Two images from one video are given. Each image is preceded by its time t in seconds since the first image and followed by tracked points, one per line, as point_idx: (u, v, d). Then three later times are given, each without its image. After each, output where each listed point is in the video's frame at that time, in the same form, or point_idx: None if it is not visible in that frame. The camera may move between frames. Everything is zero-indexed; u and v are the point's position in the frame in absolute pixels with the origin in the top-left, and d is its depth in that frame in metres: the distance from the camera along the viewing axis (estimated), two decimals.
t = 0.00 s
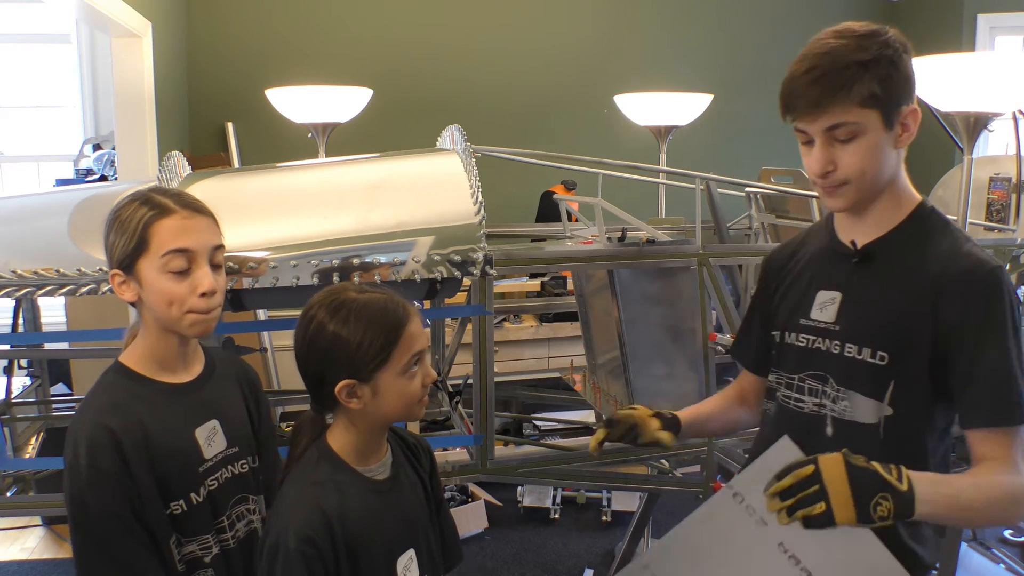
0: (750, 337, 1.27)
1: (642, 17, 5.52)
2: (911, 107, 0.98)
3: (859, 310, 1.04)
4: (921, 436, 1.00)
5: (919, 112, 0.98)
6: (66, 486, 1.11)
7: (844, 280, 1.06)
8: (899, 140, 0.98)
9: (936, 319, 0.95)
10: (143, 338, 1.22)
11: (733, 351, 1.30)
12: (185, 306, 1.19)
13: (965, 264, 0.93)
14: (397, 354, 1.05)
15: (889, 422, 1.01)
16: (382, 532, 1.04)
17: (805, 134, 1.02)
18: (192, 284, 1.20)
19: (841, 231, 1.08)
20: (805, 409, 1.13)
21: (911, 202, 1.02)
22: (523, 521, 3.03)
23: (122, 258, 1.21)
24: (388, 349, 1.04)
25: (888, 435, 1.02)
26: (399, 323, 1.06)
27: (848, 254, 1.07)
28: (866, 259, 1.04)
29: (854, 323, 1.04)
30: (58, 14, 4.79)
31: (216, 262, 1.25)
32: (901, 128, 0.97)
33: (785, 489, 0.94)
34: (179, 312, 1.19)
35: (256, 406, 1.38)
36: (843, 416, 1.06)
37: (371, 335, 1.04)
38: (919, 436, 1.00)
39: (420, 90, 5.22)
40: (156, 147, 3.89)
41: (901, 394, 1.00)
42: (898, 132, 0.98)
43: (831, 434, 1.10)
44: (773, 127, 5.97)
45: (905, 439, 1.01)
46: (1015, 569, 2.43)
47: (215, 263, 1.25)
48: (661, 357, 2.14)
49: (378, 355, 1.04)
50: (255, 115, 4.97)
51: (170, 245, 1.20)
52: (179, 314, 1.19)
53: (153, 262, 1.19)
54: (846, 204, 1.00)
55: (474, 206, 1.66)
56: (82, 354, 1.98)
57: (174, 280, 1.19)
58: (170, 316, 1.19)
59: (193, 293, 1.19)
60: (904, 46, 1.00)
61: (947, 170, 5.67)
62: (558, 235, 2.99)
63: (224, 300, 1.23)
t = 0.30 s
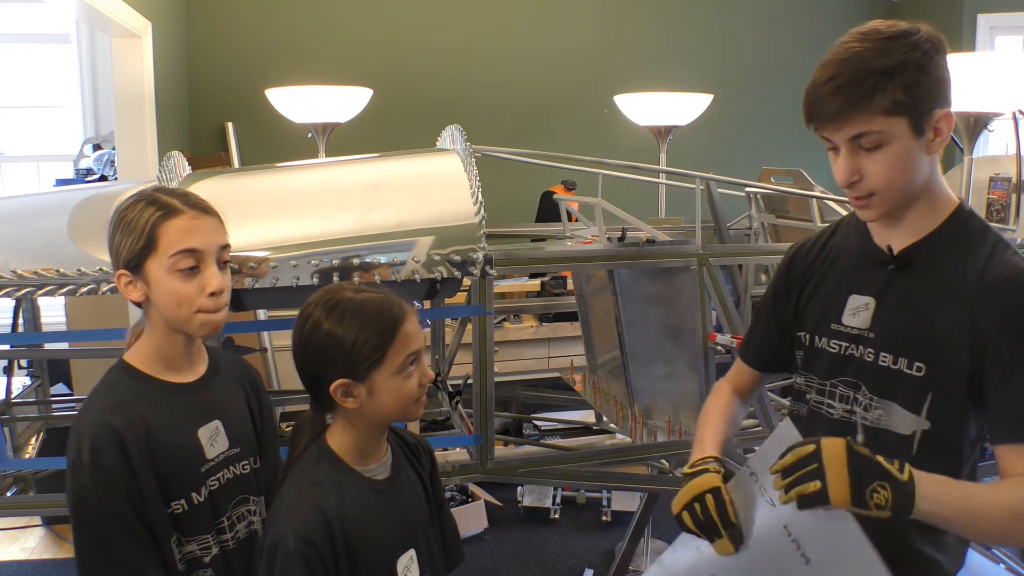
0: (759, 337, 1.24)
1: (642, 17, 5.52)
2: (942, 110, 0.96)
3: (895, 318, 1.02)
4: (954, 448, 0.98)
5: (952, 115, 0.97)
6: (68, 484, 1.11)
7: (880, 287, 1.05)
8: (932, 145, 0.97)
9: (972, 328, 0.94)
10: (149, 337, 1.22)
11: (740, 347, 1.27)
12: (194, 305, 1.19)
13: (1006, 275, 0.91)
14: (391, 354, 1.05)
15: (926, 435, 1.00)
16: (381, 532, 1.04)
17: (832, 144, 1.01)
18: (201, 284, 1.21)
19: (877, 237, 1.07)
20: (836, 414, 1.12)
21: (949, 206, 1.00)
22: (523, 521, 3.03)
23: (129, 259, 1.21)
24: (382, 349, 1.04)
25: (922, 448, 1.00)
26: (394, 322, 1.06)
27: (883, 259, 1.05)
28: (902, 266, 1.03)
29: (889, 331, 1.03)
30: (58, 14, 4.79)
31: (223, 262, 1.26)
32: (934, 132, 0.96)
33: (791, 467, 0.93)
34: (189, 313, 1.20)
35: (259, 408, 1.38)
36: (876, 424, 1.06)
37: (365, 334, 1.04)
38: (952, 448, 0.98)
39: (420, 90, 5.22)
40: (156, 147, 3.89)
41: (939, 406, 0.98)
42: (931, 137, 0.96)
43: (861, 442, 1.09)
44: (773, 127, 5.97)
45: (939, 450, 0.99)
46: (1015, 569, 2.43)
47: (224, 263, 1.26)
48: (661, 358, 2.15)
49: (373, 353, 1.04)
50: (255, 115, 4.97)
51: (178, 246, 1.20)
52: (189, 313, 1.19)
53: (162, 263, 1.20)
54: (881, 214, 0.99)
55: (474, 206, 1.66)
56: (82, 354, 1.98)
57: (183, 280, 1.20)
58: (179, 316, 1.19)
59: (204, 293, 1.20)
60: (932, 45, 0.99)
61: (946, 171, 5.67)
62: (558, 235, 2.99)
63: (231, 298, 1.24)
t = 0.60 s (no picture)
0: (763, 334, 1.26)
1: (642, 17, 5.52)
2: (934, 106, 0.95)
3: (883, 316, 1.03)
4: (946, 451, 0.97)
5: (945, 112, 0.96)
6: (70, 486, 1.10)
7: (869, 285, 1.06)
8: (923, 141, 0.96)
9: (964, 330, 0.94)
10: (150, 337, 1.22)
11: (748, 345, 1.29)
12: (194, 302, 1.19)
13: (995, 280, 0.91)
14: (390, 353, 1.05)
15: (911, 432, 0.99)
16: (381, 533, 1.04)
17: (824, 137, 1.02)
18: (203, 282, 1.21)
19: (868, 234, 1.07)
20: (825, 412, 1.12)
21: (941, 206, 1.00)
22: (523, 521, 3.03)
23: (129, 258, 1.20)
24: (381, 349, 1.04)
25: (909, 445, 1.00)
26: (391, 322, 1.06)
27: (874, 257, 1.06)
28: (892, 265, 1.03)
29: (877, 329, 1.03)
30: (58, 14, 4.79)
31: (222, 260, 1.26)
32: (924, 128, 0.95)
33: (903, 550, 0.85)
34: (191, 311, 1.20)
35: (259, 407, 1.38)
36: (864, 423, 1.05)
37: (364, 333, 1.04)
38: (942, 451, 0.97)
39: (420, 90, 5.21)
40: (156, 147, 3.89)
41: (925, 404, 0.98)
42: (920, 133, 0.96)
43: (849, 440, 1.08)
44: (773, 128, 5.97)
45: (928, 452, 0.98)
46: (1015, 569, 2.44)
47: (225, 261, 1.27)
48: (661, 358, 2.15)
49: (371, 353, 1.04)
50: (255, 115, 4.97)
51: (180, 244, 1.20)
52: (189, 311, 1.19)
53: (164, 261, 1.20)
54: (868, 207, 0.99)
55: (474, 206, 1.66)
56: (82, 354, 1.98)
57: (184, 279, 1.20)
58: (182, 315, 1.20)
59: (205, 292, 1.20)
60: (931, 41, 0.98)
61: (946, 171, 5.67)
62: (558, 235, 2.99)
63: (233, 296, 1.24)
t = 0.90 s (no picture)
0: (740, 327, 1.26)
1: (642, 17, 5.52)
2: (904, 99, 1.00)
3: (863, 307, 1.06)
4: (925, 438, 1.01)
5: (915, 105, 1.00)
6: (73, 487, 1.10)
7: (848, 277, 1.09)
8: (893, 133, 1.00)
9: (943, 320, 0.97)
10: (151, 336, 1.22)
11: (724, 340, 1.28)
12: (194, 298, 1.20)
13: (967, 271, 0.95)
14: (392, 353, 1.05)
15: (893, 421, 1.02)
16: (382, 531, 1.04)
17: (800, 130, 1.07)
18: (204, 278, 1.21)
19: (846, 228, 1.11)
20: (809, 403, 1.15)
21: (914, 201, 1.04)
22: (523, 521, 3.03)
23: (128, 256, 1.20)
24: (384, 348, 1.04)
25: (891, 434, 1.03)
26: (392, 319, 1.06)
27: (853, 250, 1.09)
28: (871, 257, 1.06)
29: (857, 320, 1.07)
30: (58, 14, 4.80)
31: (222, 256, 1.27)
32: (894, 121, 1.00)
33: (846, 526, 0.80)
34: (191, 308, 1.20)
35: (262, 407, 1.38)
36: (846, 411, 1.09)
37: (365, 331, 1.04)
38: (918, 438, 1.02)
39: (420, 90, 5.21)
40: (156, 147, 3.88)
41: (904, 391, 1.01)
42: (890, 126, 1.00)
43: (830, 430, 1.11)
44: (773, 128, 5.97)
45: (907, 438, 1.02)
46: (1015, 569, 2.43)
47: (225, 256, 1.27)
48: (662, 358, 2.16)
49: (372, 353, 1.04)
50: (255, 115, 4.97)
51: (178, 241, 1.20)
52: (190, 307, 1.20)
53: (164, 258, 1.20)
54: (841, 195, 1.03)
55: (474, 206, 1.66)
56: (81, 354, 1.98)
57: (184, 275, 1.20)
58: (182, 312, 1.20)
59: (205, 287, 1.20)
60: (901, 41, 1.03)
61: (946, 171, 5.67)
62: (558, 235, 2.99)
63: (233, 293, 1.25)
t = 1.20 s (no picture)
0: (733, 330, 1.27)
1: (642, 17, 5.52)
2: (887, 97, 1.03)
3: (858, 304, 1.06)
4: (920, 430, 1.04)
5: (898, 102, 1.03)
6: (79, 487, 1.10)
7: (841, 275, 1.09)
8: (879, 130, 1.03)
9: (939, 315, 0.99)
10: (155, 333, 1.22)
11: (717, 346, 1.31)
12: (201, 292, 1.21)
13: (959, 266, 0.97)
14: (397, 352, 1.05)
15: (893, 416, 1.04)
16: (388, 528, 1.04)
17: (789, 132, 1.10)
18: (211, 270, 1.22)
19: (836, 227, 1.12)
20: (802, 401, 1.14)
21: (904, 200, 1.05)
22: (523, 521, 3.03)
23: (134, 253, 1.20)
24: (390, 347, 1.04)
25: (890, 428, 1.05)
26: (395, 316, 1.06)
27: (846, 248, 1.09)
28: (864, 254, 1.06)
29: (852, 316, 1.07)
30: (58, 14, 4.80)
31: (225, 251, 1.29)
32: (878, 118, 1.03)
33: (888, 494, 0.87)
34: (199, 302, 1.21)
35: (265, 408, 1.38)
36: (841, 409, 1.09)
37: (372, 331, 1.04)
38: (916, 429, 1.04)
39: (420, 90, 5.21)
40: (155, 146, 3.88)
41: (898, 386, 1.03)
42: (876, 123, 1.03)
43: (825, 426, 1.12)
44: (773, 128, 5.97)
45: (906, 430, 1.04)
46: (1015, 569, 2.43)
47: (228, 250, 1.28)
48: (661, 358, 2.16)
49: (377, 352, 1.04)
50: (256, 115, 4.97)
51: (182, 237, 1.21)
52: (196, 300, 1.20)
53: (172, 251, 1.20)
54: (829, 193, 1.06)
55: (474, 206, 1.66)
56: (81, 354, 1.98)
57: (191, 268, 1.21)
58: (188, 306, 1.20)
59: (212, 280, 1.21)
60: (883, 44, 1.07)
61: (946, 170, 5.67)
62: (558, 235, 2.99)
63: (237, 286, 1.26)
